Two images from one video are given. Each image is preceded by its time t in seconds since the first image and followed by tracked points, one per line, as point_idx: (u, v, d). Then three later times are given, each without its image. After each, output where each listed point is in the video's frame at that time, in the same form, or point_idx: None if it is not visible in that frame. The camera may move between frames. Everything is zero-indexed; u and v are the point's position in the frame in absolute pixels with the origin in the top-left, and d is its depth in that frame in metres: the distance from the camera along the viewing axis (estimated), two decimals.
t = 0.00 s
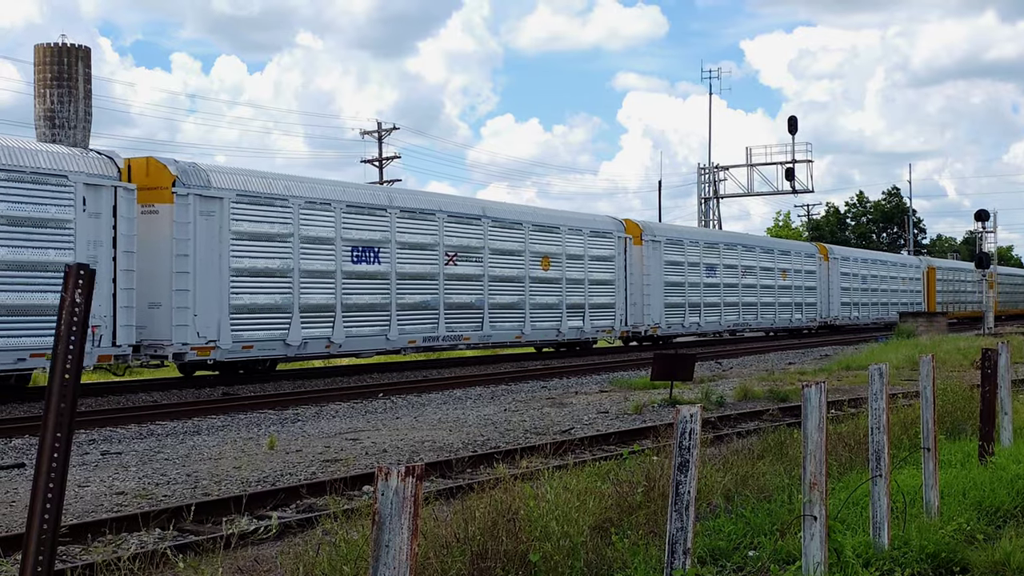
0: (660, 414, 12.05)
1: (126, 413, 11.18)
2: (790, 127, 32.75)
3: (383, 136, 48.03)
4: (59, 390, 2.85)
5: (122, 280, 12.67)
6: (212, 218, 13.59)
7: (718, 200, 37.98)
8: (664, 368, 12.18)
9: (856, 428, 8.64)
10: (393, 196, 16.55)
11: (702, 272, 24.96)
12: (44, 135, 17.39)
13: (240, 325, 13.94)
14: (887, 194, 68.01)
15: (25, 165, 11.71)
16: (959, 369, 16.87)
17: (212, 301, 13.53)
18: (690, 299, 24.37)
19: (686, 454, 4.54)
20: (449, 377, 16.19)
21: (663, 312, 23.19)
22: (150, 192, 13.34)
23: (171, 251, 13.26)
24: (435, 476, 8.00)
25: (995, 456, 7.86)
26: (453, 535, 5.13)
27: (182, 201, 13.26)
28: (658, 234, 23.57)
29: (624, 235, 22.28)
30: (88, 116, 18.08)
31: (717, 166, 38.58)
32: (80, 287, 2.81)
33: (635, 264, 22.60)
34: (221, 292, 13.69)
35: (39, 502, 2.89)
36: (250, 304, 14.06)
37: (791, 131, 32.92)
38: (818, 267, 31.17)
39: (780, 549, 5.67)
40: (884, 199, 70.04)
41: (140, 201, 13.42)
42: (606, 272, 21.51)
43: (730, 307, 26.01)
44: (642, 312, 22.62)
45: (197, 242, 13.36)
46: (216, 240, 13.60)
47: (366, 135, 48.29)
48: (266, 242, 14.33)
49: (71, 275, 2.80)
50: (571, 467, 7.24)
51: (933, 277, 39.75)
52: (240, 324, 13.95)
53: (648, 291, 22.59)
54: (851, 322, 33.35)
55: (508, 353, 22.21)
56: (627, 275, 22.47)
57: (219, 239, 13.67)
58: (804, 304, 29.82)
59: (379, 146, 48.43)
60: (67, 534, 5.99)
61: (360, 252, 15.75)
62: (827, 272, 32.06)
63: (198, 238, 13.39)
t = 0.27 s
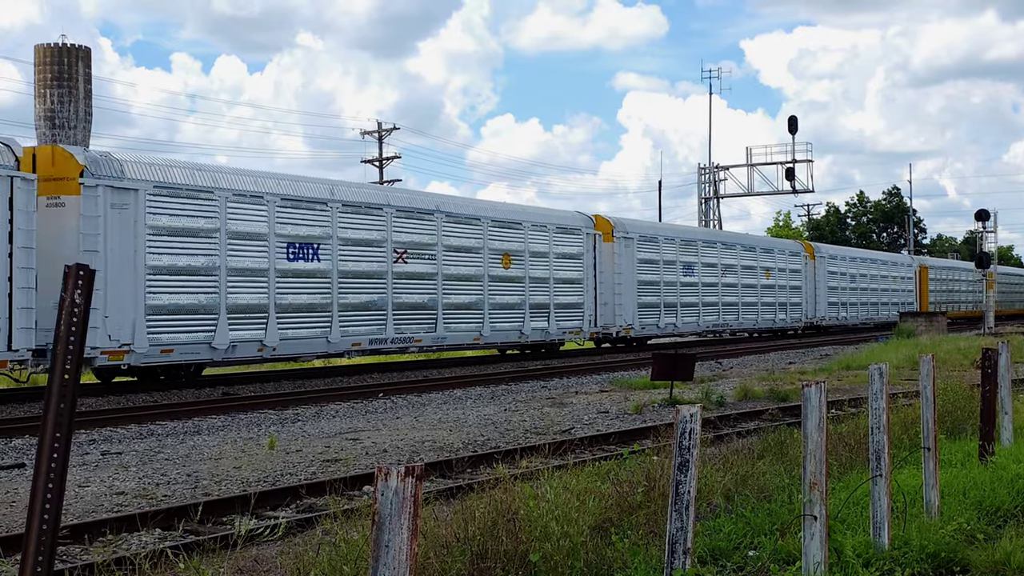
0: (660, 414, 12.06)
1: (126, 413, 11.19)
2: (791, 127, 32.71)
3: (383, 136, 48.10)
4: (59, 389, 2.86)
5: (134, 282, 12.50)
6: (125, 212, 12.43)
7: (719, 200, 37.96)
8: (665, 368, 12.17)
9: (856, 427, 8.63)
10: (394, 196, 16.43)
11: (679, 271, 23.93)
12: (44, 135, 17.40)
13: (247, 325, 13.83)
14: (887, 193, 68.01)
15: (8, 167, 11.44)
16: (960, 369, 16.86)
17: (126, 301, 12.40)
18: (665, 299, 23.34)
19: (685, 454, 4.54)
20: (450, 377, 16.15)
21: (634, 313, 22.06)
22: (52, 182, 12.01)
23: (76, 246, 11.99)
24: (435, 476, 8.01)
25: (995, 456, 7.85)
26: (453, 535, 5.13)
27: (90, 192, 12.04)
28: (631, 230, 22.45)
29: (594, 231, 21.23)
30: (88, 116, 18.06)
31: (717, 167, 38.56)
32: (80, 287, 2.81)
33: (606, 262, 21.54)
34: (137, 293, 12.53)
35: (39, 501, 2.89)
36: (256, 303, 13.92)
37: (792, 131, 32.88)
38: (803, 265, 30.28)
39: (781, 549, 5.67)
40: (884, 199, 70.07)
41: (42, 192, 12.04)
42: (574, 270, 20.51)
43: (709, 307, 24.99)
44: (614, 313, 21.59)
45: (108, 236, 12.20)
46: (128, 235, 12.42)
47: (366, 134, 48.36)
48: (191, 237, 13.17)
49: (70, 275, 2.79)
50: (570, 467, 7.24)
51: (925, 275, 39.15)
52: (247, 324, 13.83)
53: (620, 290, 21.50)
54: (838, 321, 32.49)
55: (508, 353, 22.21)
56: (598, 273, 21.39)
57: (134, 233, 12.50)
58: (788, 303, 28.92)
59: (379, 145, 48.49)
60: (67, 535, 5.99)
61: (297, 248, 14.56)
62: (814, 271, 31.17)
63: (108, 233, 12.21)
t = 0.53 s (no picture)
0: (660, 414, 12.05)
1: (126, 412, 11.19)
2: (790, 126, 32.74)
3: (383, 136, 48.06)
4: (59, 389, 2.85)
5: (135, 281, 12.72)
6: (23, 203, 11.63)
7: (719, 200, 37.97)
8: (665, 367, 12.17)
9: (856, 426, 8.63)
10: (389, 196, 16.72)
11: (653, 269, 23.25)
12: (44, 135, 17.41)
13: (244, 323, 14.09)
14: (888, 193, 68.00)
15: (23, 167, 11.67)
16: (960, 368, 16.88)
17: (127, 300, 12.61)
18: (638, 298, 22.58)
19: (685, 453, 4.53)
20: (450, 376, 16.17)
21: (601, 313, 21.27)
22: None
23: None
24: (435, 475, 8.01)
25: (995, 455, 7.85)
26: (453, 534, 5.13)
27: None
28: (616, 228, 22.11)
29: (560, 227, 20.66)
30: (88, 116, 18.08)
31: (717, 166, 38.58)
32: (79, 287, 2.81)
33: (570, 260, 20.81)
34: (36, 292, 11.71)
35: (38, 502, 2.89)
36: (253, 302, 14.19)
37: (791, 131, 32.91)
38: (787, 264, 29.60)
39: (781, 548, 5.67)
40: (884, 198, 70.01)
41: None
42: (538, 269, 19.89)
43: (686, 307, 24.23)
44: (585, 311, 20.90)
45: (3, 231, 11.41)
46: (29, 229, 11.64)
47: (366, 134, 48.33)
48: (99, 233, 12.36)
49: (70, 274, 2.80)
50: (571, 467, 7.23)
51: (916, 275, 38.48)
52: (244, 322, 14.11)
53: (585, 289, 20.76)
54: (823, 322, 31.79)
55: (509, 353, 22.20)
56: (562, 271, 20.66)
57: (35, 227, 11.69)
58: (771, 303, 28.25)
59: (379, 145, 48.44)
60: (67, 534, 5.99)
61: (225, 243, 13.85)
62: (798, 269, 30.50)
63: (4, 227, 11.43)
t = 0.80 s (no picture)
0: (662, 413, 12.04)
1: (127, 412, 11.19)
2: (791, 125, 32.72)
3: (385, 135, 48.06)
4: (59, 389, 2.86)
5: (138, 279, 12.66)
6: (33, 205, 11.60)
7: (720, 199, 37.96)
8: (667, 367, 12.15)
9: (858, 426, 8.63)
10: (393, 196, 16.58)
11: (627, 267, 21.89)
12: (45, 134, 17.40)
13: (245, 323, 13.96)
14: (889, 192, 68.01)
15: (31, 166, 11.57)
16: (963, 367, 16.88)
17: (130, 299, 12.53)
18: (641, 297, 22.43)
19: (687, 453, 4.54)
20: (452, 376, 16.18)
21: (571, 313, 20.10)
22: None
23: None
24: (436, 474, 8.01)
25: (997, 454, 7.85)
26: (454, 534, 5.14)
27: None
28: (619, 227, 22.07)
29: (525, 223, 19.44)
30: (89, 115, 18.08)
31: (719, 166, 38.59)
32: (81, 286, 2.82)
33: (538, 257, 19.64)
34: None
35: (40, 502, 2.90)
36: (254, 301, 14.06)
37: (793, 130, 32.89)
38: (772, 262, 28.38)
39: (782, 547, 5.67)
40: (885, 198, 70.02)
41: None
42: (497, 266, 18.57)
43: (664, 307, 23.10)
44: (559, 309, 19.84)
45: None
46: None
47: (367, 134, 48.33)
48: (54, 231, 11.79)
49: (72, 274, 2.80)
50: (572, 466, 7.23)
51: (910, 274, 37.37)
52: (245, 322, 13.98)
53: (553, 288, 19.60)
54: (812, 322, 30.59)
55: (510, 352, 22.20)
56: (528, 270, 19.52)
57: None
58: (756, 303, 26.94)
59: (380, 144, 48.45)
60: (70, 533, 5.99)
61: (142, 238, 12.71)
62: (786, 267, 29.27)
63: None
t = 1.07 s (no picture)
0: (663, 412, 12.03)
1: (129, 411, 11.19)
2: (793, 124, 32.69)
3: (387, 134, 48.09)
4: (62, 388, 2.86)
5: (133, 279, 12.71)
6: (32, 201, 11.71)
7: (722, 198, 37.95)
8: (668, 366, 12.14)
9: (859, 425, 8.63)
10: (389, 195, 16.68)
11: (611, 266, 21.43)
12: (47, 133, 17.42)
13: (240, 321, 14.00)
14: (891, 192, 67.99)
15: (29, 163, 11.66)
16: (964, 367, 16.89)
17: (126, 297, 12.59)
18: (641, 296, 22.41)
19: (688, 452, 4.53)
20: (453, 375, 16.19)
21: (534, 313, 19.29)
22: None
23: None
24: (438, 474, 8.00)
25: (998, 454, 7.86)
26: (456, 533, 5.14)
27: None
28: (620, 226, 22.09)
29: (482, 218, 18.54)
30: (90, 114, 18.12)
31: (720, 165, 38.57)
32: (83, 284, 2.82)
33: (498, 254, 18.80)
34: None
35: (42, 500, 2.90)
36: (250, 300, 14.14)
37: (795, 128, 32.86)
38: (754, 260, 27.55)
39: (784, 546, 5.66)
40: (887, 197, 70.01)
41: None
42: (456, 263, 17.83)
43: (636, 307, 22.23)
44: (526, 309, 19.10)
45: None
46: None
47: (369, 132, 48.36)
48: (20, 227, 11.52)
49: (74, 273, 2.80)
50: (573, 466, 7.22)
51: (902, 273, 36.63)
52: (241, 320, 14.03)
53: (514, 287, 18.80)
54: (797, 322, 29.74)
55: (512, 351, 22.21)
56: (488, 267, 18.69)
57: None
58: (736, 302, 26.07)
59: (382, 143, 48.47)
60: (71, 532, 5.99)
61: (43, 232, 11.79)
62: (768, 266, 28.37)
63: None
